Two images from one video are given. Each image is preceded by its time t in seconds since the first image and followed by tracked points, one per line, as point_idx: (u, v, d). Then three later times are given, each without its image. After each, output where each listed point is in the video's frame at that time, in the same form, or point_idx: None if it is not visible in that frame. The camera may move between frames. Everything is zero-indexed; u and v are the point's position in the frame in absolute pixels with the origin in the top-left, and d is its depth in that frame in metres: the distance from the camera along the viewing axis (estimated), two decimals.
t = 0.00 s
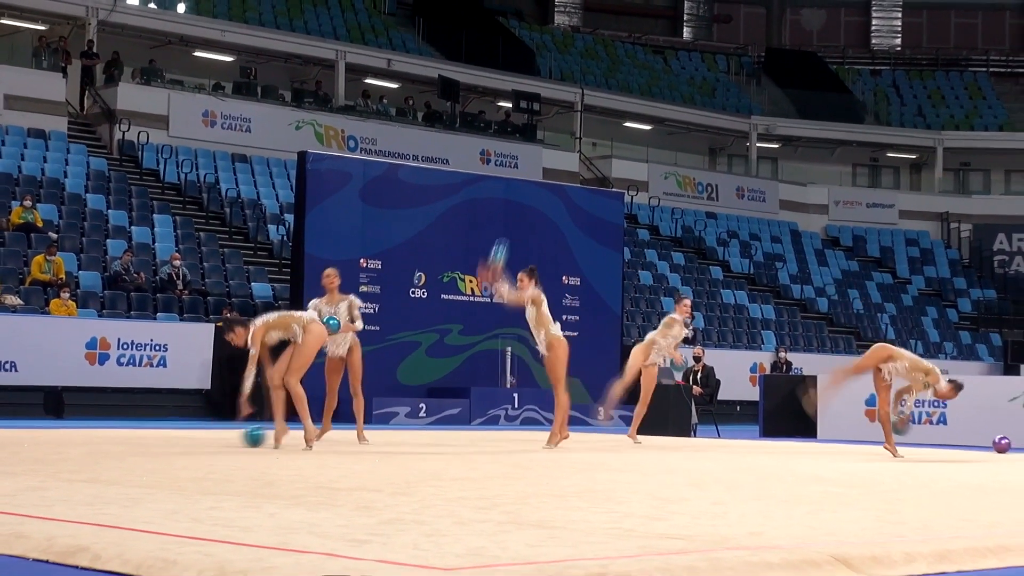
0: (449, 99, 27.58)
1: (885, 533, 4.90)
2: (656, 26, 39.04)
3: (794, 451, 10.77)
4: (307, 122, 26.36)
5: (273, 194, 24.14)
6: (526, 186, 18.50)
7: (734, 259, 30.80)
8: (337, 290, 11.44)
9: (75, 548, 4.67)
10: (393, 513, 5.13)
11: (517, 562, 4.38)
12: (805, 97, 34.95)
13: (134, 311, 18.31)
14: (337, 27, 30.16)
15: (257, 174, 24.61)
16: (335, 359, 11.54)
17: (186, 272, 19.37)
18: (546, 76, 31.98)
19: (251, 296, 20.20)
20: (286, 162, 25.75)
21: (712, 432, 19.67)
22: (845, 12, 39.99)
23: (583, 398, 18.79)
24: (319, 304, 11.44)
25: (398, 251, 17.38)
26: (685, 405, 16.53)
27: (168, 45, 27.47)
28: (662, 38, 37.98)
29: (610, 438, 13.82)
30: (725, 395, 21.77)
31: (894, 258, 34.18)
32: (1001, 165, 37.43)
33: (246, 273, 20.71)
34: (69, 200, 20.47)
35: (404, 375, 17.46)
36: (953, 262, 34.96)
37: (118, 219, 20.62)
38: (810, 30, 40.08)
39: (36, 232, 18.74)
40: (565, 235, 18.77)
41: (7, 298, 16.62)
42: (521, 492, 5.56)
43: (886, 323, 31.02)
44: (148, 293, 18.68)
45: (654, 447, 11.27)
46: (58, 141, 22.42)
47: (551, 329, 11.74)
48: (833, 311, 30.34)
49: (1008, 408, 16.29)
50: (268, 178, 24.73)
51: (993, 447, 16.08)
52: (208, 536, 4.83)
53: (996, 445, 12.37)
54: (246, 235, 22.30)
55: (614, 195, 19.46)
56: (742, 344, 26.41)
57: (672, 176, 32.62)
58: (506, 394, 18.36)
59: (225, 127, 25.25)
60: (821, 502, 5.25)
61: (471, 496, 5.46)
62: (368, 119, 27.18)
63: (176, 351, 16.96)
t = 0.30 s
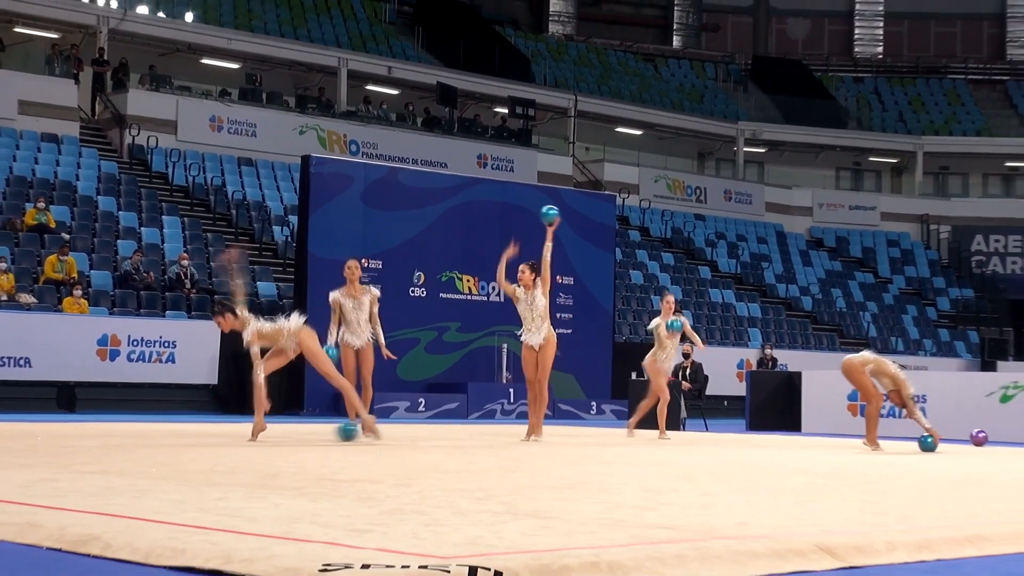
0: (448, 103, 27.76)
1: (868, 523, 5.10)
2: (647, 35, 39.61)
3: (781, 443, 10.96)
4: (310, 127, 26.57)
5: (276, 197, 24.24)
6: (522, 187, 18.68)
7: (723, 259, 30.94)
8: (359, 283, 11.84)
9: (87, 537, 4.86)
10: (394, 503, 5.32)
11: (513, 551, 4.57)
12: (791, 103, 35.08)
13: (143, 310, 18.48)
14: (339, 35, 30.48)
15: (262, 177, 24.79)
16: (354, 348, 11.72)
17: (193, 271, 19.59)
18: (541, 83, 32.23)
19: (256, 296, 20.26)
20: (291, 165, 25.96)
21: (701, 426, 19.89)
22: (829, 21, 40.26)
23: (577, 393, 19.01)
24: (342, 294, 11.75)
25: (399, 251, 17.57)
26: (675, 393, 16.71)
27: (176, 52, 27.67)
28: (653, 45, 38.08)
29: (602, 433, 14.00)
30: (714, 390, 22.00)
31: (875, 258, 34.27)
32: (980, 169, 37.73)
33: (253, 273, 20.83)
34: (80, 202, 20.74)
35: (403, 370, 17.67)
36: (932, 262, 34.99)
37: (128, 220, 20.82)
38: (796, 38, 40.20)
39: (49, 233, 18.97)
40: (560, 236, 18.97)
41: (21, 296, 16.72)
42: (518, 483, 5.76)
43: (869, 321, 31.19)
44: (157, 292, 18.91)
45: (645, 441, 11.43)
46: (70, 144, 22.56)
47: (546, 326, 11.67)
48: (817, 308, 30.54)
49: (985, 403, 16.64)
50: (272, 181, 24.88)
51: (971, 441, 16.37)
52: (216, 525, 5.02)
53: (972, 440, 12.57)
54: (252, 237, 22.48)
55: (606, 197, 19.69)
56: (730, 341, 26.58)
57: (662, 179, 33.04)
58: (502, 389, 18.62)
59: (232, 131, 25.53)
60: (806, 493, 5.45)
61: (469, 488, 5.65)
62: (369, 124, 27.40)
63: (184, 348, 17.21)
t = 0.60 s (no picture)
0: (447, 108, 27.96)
1: (851, 513, 5.30)
2: (639, 44, 39.60)
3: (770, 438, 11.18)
4: (315, 132, 26.81)
5: (283, 199, 24.59)
6: (518, 191, 18.88)
7: (711, 260, 31.44)
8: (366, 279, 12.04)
9: (99, 526, 5.06)
10: (394, 494, 5.53)
11: (509, 540, 4.77)
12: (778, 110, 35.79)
13: (154, 307, 18.76)
14: (342, 44, 31.04)
15: (269, 180, 25.04)
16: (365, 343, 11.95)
17: (202, 270, 19.78)
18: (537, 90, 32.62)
19: (262, 295, 20.55)
20: (296, 169, 26.20)
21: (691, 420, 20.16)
22: (814, 30, 40.34)
23: (573, 389, 19.30)
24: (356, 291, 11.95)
25: (400, 252, 17.75)
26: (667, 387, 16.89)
27: (186, 60, 28.05)
28: (644, 54, 38.49)
29: (596, 426, 14.22)
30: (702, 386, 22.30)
31: (858, 259, 34.67)
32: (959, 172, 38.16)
33: (259, 272, 21.09)
34: (94, 204, 20.99)
35: (404, 366, 17.88)
36: (913, 262, 35.25)
37: (140, 222, 21.11)
38: (781, 47, 40.28)
39: (63, 234, 19.21)
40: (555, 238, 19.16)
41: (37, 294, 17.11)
42: (515, 475, 5.95)
43: (852, 319, 31.46)
44: (167, 291, 19.14)
45: (637, 434, 11.64)
46: (85, 149, 22.86)
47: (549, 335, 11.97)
48: (802, 307, 31.01)
49: (964, 398, 17.13)
50: (279, 184, 25.16)
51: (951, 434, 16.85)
52: (223, 516, 5.22)
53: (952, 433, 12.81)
54: (257, 237, 22.75)
55: (599, 199, 19.84)
56: (719, 339, 26.83)
57: (653, 182, 33.16)
58: (500, 385, 19.01)
59: (239, 136, 25.73)
60: (792, 485, 5.65)
61: (468, 479, 5.85)
62: (370, 128, 27.61)
63: (194, 345, 17.40)
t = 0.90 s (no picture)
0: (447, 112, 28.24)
1: (836, 503, 5.53)
2: (632, 52, 40.37)
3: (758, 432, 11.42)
4: (321, 137, 27.14)
5: (289, 203, 24.79)
6: (515, 193, 19.14)
7: (701, 260, 31.87)
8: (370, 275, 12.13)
9: (113, 516, 5.28)
10: (396, 485, 5.75)
11: (507, 529, 4.99)
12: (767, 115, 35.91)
13: (165, 305, 19.00)
14: (346, 52, 31.67)
15: (275, 184, 25.34)
16: (370, 334, 12.14)
17: (212, 269, 19.97)
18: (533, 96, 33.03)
19: (270, 292, 20.81)
20: (302, 173, 26.48)
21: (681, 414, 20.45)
22: (800, 39, 41.33)
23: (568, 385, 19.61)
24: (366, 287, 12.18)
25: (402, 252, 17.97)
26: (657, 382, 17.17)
27: (196, 68, 28.42)
28: (637, 62, 38.98)
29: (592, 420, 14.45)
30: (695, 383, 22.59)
31: (843, 259, 34.91)
32: (940, 176, 38.59)
33: (266, 271, 21.35)
34: (107, 206, 21.26)
35: (406, 361, 18.09)
36: (896, 262, 35.40)
37: (152, 223, 21.40)
38: (769, 55, 41.32)
39: (79, 235, 19.43)
40: (550, 239, 19.43)
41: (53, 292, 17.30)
42: (511, 467, 6.18)
43: (837, 317, 31.75)
44: (178, 289, 19.41)
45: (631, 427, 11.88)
46: (98, 153, 23.18)
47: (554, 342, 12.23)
48: (789, 305, 31.35)
49: (945, 394, 17.30)
50: (285, 187, 25.46)
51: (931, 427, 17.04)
52: (232, 506, 5.44)
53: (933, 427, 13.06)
54: (265, 238, 22.94)
55: (594, 202, 20.16)
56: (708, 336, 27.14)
57: (645, 185, 33.62)
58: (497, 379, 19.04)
59: (248, 141, 26.04)
60: (779, 476, 5.87)
61: (467, 471, 6.07)
62: (374, 133, 27.84)
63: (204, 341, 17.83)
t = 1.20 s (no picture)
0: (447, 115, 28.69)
1: (821, 494, 5.75)
2: (624, 59, 41.67)
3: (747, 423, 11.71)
4: (326, 141, 27.45)
5: (296, 205, 25.10)
6: (514, 196, 19.36)
7: (692, 259, 32.33)
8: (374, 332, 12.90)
9: (126, 506, 5.49)
10: (398, 476, 5.97)
11: (505, 519, 5.21)
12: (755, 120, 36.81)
13: (176, 304, 19.22)
14: (350, 60, 32.09)
15: (282, 186, 25.71)
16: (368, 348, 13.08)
17: (221, 268, 20.34)
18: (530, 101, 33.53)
19: (276, 292, 20.94)
20: (308, 176, 26.82)
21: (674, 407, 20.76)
22: (787, 47, 42.33)
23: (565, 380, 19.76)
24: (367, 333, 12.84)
25: (405, 252, 18.21)
26: (649, 377, 17.48)
27: (206, 75, 28.86)
28: (630, 70, 39.65)
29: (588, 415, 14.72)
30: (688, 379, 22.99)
31: (828, 259, 35.40)
32: (922, 179, 39.02)
33: (273, 271, 21.61)
34: (120, 208, 21.51)
35: (408, 358, 18.36)
36: (879, 262, 35.85)
37: (162, 224, 21.72)
38: (757, 62, 42.28)
39: (92, 235, 19.73)
40: (547, 241, 19.64)
41: (67, 291, 17.56)
42: (509, 459, 6.40)
43: (822, 315, 32.25)
44: (188, 288, 19.68)
45: (625, 421, 12.16)
46: (112, 157, 23.42)
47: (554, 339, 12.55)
48: (776, 303, 31.58)
49: (926, 387, 17.89)
50: (292, 190, 25.88)
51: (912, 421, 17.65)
52: (241, 496, 5.66)
53: (915, 419, 13.37)
54: (271, 238, 23.22)
55: (590, 204, 20.35)
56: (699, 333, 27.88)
57: (639, 188, 33.94)
58: (496, 375, 19.21)
59: (254, 145, 26.50)
60: (767, 469, 6.10)
61: (466, 463, 6.30)
62: (377, 138, 28.24)
63: (214, 337, 18.09)
